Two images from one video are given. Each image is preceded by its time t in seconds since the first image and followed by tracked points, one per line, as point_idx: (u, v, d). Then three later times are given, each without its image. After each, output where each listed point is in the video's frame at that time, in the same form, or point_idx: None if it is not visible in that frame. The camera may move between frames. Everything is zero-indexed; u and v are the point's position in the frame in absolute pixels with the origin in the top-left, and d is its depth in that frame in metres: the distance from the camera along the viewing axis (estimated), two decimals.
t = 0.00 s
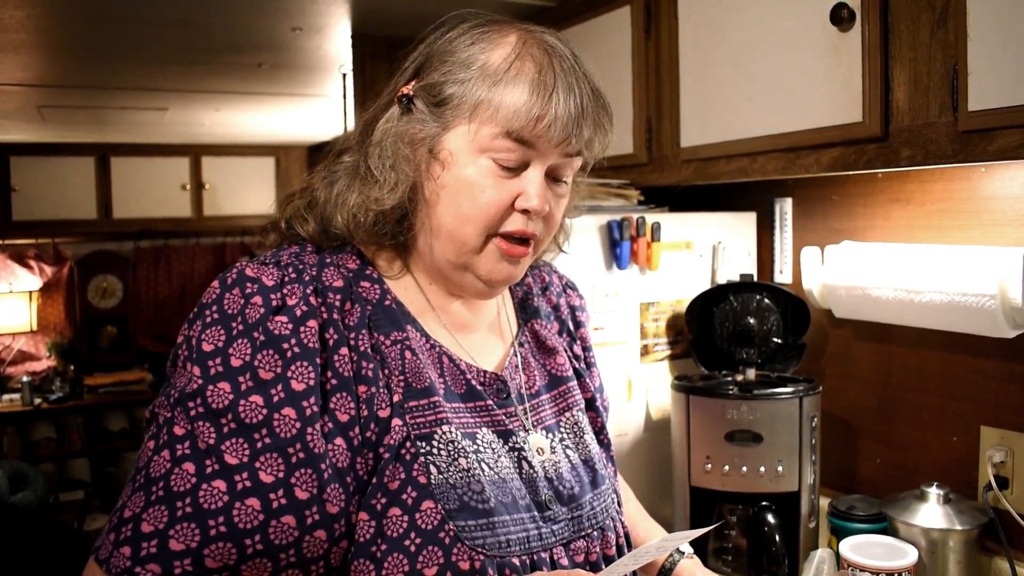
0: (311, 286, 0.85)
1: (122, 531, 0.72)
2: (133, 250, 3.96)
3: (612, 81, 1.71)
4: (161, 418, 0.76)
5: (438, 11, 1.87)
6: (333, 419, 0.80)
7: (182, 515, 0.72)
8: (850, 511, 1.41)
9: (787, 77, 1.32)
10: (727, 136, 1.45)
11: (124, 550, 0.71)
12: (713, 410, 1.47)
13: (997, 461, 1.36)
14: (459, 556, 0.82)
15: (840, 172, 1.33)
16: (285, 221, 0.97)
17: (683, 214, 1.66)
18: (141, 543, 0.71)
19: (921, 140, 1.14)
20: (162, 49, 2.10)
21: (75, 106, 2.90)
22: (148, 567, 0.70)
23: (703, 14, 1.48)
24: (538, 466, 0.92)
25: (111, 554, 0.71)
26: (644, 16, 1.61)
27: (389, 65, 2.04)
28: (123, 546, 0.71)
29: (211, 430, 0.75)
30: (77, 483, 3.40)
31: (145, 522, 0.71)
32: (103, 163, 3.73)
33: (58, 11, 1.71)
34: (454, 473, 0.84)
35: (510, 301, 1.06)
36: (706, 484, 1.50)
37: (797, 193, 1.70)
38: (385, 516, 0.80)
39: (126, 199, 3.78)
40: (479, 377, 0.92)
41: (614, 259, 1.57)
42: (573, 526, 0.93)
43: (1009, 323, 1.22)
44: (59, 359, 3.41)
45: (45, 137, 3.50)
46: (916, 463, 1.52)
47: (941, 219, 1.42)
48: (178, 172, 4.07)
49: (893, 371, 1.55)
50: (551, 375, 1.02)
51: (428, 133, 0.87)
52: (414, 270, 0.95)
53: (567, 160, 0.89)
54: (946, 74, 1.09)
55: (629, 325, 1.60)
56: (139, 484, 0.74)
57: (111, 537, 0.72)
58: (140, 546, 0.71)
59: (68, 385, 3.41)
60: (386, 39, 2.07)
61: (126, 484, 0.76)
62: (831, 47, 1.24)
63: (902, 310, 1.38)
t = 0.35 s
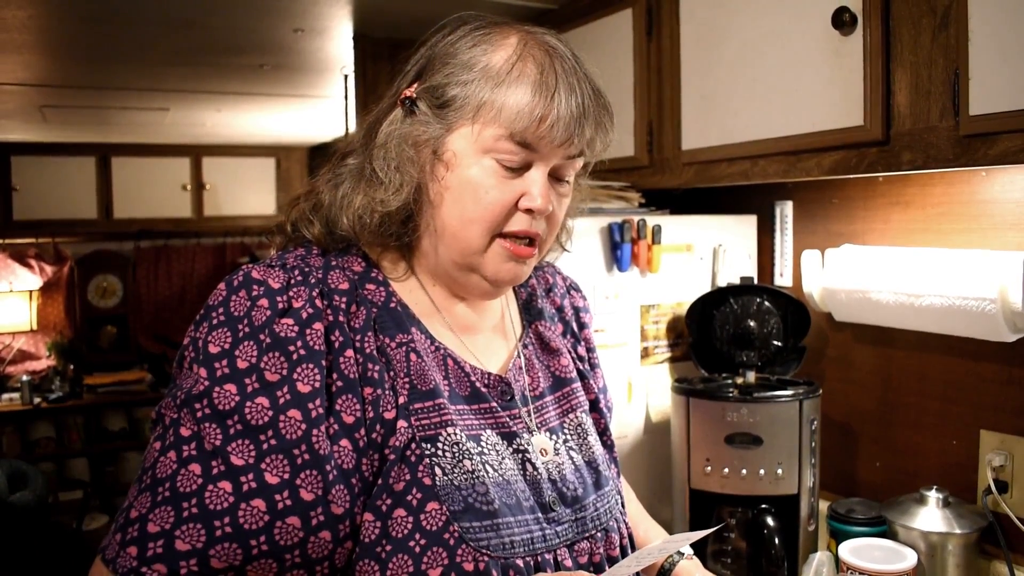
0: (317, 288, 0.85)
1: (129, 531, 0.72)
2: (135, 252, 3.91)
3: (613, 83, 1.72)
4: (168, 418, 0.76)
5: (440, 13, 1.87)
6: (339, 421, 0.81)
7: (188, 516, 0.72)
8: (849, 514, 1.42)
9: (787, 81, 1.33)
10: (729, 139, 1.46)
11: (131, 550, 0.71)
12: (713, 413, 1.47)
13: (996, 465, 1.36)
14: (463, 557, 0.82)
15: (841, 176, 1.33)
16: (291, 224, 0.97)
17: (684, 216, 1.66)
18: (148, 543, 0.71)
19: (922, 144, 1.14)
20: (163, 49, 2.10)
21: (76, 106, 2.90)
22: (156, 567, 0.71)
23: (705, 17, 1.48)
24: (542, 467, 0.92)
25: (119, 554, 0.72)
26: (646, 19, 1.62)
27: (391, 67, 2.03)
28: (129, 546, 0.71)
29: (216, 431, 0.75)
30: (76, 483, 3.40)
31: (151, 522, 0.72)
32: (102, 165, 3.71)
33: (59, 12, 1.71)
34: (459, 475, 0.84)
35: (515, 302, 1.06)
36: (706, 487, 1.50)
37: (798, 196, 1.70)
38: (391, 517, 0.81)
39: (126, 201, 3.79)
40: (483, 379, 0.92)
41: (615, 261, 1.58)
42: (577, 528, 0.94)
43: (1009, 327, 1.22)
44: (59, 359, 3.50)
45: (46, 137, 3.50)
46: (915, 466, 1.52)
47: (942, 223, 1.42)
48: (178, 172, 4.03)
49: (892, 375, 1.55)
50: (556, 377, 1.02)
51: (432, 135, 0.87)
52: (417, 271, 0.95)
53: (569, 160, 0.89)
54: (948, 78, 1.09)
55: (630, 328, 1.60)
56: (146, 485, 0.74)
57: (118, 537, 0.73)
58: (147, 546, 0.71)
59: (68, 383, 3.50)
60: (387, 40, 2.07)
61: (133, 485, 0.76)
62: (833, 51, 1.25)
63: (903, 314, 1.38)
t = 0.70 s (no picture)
0: (321, 288, 0.86)
1: (133, 530, 0.72)
2: (134, 255, 3.99)
3: (611, 85, 1.72)
4: (172, 417, 0.77)
5: (438, 15, 1.88)
6: (344, 420, 0.81)
7: (193, 514, 0.72)
8: (850, 513, 1.41)
9: (786, 81, 1.33)
10: (727, 140, 1.46)
11: (135, 550, 0.71)
12: (714, 413, 1.47)
13: (996, 463, 1.36)
14: (470, 556, 0.82)
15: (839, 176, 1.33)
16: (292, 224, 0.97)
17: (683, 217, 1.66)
18: (152, 542, 0.71)
19: (920, 144, 1.14)
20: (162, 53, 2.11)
21: (75, 110, 2.91)
22: (160, 566, 0.71)
23: (703, 18, 1.49)
24: (548, 466, 0.92)
25: (123, 553, 0.72)
26: (644, 20, 1.62)
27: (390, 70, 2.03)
28: (134, 545, 0.72)
29: (221, 430, 0.75)
30: (77, 486, 3.41)
31: (156, 521, 0.72)
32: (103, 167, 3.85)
33: (59, 16, 1.72)
34: (465, 474, 0.84)
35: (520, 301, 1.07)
36: (706, 487, 1.50)
37: (797, 196, 1.70)
38: (397, 516, 0.81)
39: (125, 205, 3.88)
40: (489, 378, 0.93)
41: (614, 262, 1.58)
42: (583, 527, 0.94)
43: (1008, 325, 1.23)
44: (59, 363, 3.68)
45: (45, 140, 3.51)
46: (916, 465, 1.52)
47: (940, 222, 1.43)
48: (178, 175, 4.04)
49: (893, 374, 1.55)
50: (560, 377, 1.02)
51: (435, 134, 0.87)
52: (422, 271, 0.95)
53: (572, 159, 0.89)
54: (945, 78, 1.10)
55: (630, 328, 1.61)
56: (150, 484, 0.74)
57: (123, 536, 0.73)
58: (151, 545, 0.71)
59: (68, 388, 3.51)
60: (386, 42, 2.07)
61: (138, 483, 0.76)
62: (831, 51, 1.25)
63: (902, 313, 1.39)
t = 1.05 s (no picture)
0: (324, 293, 0.85)
1: (135, 537, 0.72)
2: (132, 259, 4.04)
3: (609, 87, 1.72)
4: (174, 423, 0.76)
5: (436, 18, 1.88)
6: (346, 426, 0.80)
7: (194, 522, 0.72)
8: (849, 515, 1.42)
9: (784, 83, 1.33)
10: (725, 142, 1.46)
11: (136, 556, 0.70)
12: (713, 415, 1.47)
13: (996, 465, 1.36)
14: (472, 564, 0.82)
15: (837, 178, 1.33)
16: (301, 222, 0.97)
17: (682, 219, 1.66)
18: (154, 549, 0.71)
19: (918, 145, 1.14)
20: (159, 57, 2.11)
21: (72, 114, 2.91)
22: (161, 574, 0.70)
23: (701, 20, 1.49)
24: (550, 472, 0.92)
25: (123, 560, 0.71)
26: (642, 23, 1.62)
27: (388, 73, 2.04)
28: (134, 552, 0.71)
29: (223, 436, 0.75)
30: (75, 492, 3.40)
31: (157, 528, 0.71)
32: (100, 172, 3.83)
33: (56, 21, 1.72)
34: (468, 480, 0.84)
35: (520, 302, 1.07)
36: (706, 490, 1.50)
37: (795, 198, 1.70)
38: (400, 524, 0.81)
39: (123, 210, 3.85)
40: (492, 383, 0.93)
41: (613, 264, 1.58)
42: (585, 534, 0.94)
43: (1006, 327, 1.23)
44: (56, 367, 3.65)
45: (42, 144, 3.50)
46: (915, 467, 1.52)
47: (939, 223, 1.42)
48: (177, 179, 4.00)
49: (892, 376, 1.55)
50: (563, 382, 1.02)
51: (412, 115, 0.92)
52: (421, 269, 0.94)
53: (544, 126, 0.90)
54: (943, 79, 1.10)
55: (629, 331, 1.60)
56: (151, 490, 0.73)
57: (123, 543, 0.72)
58: (152, 553, 0.70)
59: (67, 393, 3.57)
60: (383, 45, 2.07)
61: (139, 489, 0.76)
62: (828, 52, 1.25)
63: (901, 315, 1.38)
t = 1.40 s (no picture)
0: (325, 292, 0.85)
1: (136, 535, 0.72)
2: (132, 259, 4.03)
3: (609, 86, 1.72)
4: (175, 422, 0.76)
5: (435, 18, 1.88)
6: (347, 426, 0.80)
7: (195, 521, 0.72)
8: (848, 514, 1.42)
9: (784, 82, 1.33)
10: (725, 141, 1.46)
11: (138, 555, 0.71)
12: (712, 414, 1.47)
13: (995, 464, 1.36)
14: (473, 562, 0.82)
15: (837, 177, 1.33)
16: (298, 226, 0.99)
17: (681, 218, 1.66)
18: (155, 548, 0.71)
19: (918, 144, 1.14)
20: (158, 57, 2.12)
21: (72, 114, 2.91)
22: (163, 572, 0.71)
23: (700, 19, 1.49)
24: (551, 471, 0.92)
25: (125, 558, 0.72)
26: (642, 22, 1.62)
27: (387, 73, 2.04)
28: (136, 551, 0.71)
29: (223, 436, 0.75)
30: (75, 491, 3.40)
31: (158, 527, 0.72)
32: (100, 172, 3.83)
33: (56, 20, 1.72)
34: (469, 479, 0.84)
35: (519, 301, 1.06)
36: (705, 489, 1.50)
37: (795, 197, 1.70)
38: (400, 523, 0.81)
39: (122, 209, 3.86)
40: (492, 382, 0.93)
41: (612, 264, 1.58)
42: (586, 531, 0.94)
43: (1006, 326, 1.23)
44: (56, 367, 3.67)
45: (41, 144, 3.51)
46: (915, 466, 1.52)
47: (939, 223, 1.42)
48: (177, 178, 4.00)
49: (891, 375, 1.55)
50: (564, 380, 1.02)
51: (423, 138, 0.87)
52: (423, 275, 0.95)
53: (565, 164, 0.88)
54: (943, 78, 1.10)
55: (628, 330, 1.60)
56: (152, 489, 0.74)
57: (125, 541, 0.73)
58: (153, 552, 0.71)
59: (67, 392, 3.54)
60: (382, 45, 2.07)
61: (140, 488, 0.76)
62: (828, 51, 1.25)
63: (900, 314, 1.38)
